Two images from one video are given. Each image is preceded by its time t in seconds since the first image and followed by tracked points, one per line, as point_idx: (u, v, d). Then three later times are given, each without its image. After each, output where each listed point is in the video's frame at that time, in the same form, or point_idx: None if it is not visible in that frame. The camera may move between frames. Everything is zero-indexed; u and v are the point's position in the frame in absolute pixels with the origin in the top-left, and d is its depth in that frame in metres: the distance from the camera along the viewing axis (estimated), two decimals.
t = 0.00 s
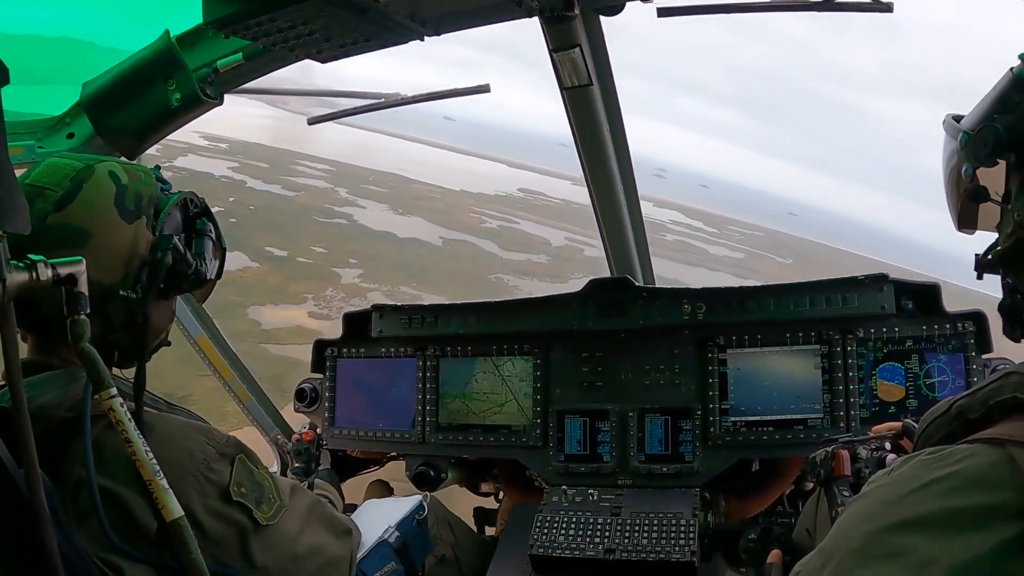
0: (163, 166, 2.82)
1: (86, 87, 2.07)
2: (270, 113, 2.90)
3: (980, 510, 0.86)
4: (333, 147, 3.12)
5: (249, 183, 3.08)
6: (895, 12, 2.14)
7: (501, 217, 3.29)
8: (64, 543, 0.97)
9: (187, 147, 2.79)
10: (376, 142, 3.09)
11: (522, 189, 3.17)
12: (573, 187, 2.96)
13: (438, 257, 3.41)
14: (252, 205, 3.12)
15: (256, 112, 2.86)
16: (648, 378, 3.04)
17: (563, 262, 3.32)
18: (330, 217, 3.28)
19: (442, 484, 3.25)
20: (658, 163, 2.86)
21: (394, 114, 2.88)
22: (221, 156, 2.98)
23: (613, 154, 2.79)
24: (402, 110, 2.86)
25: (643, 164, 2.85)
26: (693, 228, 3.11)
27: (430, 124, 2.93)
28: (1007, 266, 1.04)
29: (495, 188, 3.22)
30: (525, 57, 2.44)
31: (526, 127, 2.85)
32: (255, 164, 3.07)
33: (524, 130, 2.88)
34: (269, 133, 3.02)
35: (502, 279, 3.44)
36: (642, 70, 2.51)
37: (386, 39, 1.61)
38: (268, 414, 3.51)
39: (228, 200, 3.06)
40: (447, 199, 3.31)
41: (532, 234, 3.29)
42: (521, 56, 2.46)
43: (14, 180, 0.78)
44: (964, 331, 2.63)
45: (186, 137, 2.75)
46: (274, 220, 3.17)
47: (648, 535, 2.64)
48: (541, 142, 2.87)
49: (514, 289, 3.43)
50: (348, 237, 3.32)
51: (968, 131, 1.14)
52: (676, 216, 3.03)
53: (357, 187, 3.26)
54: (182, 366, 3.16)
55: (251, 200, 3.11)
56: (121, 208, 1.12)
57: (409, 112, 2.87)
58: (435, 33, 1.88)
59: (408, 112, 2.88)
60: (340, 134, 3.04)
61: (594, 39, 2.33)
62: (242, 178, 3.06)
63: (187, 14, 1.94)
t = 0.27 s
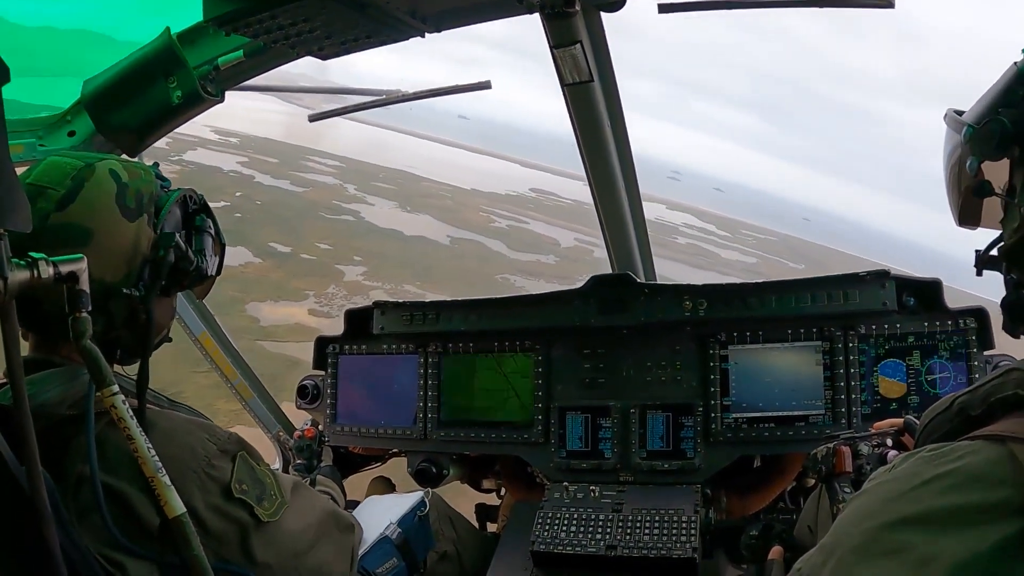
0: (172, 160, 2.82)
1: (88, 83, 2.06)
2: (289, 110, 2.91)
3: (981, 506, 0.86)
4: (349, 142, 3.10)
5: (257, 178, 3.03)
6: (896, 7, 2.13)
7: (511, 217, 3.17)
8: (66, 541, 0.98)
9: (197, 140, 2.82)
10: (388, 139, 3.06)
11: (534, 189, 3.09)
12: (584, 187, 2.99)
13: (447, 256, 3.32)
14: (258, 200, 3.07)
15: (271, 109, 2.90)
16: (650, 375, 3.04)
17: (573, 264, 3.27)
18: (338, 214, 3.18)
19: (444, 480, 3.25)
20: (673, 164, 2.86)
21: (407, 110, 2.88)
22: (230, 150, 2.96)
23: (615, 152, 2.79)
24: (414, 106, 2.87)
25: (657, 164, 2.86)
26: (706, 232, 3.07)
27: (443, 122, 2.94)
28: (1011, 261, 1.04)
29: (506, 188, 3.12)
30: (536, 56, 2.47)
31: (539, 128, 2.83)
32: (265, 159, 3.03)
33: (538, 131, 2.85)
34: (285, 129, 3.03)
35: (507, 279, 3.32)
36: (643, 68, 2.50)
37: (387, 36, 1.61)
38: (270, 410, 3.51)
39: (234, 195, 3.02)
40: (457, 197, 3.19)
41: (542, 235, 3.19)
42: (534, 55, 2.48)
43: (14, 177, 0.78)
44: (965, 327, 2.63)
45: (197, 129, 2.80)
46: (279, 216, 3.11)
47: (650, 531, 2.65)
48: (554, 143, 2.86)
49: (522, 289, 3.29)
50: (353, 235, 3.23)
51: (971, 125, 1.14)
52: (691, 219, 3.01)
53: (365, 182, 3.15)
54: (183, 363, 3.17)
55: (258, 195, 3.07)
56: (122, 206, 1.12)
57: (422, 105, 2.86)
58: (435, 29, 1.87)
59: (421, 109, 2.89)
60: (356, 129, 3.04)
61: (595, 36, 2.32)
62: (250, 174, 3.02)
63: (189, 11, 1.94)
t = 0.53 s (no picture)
0: (183, 155, 2.84)
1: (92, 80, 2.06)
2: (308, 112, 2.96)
3: (985, 504, 0.86)
4: (367, 143, 3.15)
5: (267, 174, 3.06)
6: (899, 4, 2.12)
7: (522, 217, 3.23)
8: (72, 537, 0.98)
9: (208, 135, 2.86)
10: (406, 139, 3.09)
11: (546, 190, 3.13)
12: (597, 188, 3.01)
13: (456, 256, 3.37)
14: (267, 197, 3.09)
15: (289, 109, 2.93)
16: (653, 371, 3.04)
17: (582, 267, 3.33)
18: (346, 212, 3.22)
19: (447, 476, 3.26)
20: (688, 168, 2.87)
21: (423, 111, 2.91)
22: (242, 146, 3.00)
23: (619, 152, 2.80)
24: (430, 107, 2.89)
25: (672, 170, 2.87)
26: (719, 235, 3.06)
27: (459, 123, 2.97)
28: (1014, 256, 1.04)
29: (517, 187, 3.18)
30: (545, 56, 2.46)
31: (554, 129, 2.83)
32: (276, 155, 3.08)
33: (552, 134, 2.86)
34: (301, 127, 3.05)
35: (514, 279, 3.28)
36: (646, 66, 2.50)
37: (391, 33, 1.61)
38: (273, 406, 3.51)
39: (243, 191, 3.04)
40: (468, 197, 3.26)
41: (552, 236, 3.26)
42: (542, 53, 2.47)
43: (19, 174, 0.79)
44: (968, 325, 2.62)
45: (209, 125, 2.83)
46: (289, 213, 3.13)
47: (653, 527, 2.65)
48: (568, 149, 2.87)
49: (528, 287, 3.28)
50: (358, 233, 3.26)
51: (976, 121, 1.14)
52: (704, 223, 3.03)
53: (377, 181, 3.22)
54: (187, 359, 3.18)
55: (265, 191, 3.08)
56: (130, 203, 1.13)
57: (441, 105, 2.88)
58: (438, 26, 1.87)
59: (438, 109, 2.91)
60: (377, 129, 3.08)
61: (598, 33, 2.32)
62: (260, 170, 3.05)
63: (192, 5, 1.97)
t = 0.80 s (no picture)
0: (191, 151, 2.85)
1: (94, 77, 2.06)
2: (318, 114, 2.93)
3: (986, 503, 0.86)
4: (375, 142, 3.08)
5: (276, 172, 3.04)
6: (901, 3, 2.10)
7: (532, 218, 3.16)
8: (74, 534, 0.99)
9: (219, 131, 2.87)
10: (416, 138, 3.03)
11: (557, 191, 3.07)
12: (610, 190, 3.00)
13: (463, 257, 3.32)
14: (274, 194, 3.07)
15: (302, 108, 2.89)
16: (654, 370, 3.04)
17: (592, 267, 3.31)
18: (354, 210, 3.17)
19: (449, 474, 3.28)
20: (701, 171, 2.84)
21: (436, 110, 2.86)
22: (252, 145, 2.99)
23: (621, 149, 2.78)
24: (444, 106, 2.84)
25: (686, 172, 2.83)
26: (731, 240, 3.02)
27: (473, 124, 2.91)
28: (1014, 258, 1.03)
29: (528, 189, 3.11)
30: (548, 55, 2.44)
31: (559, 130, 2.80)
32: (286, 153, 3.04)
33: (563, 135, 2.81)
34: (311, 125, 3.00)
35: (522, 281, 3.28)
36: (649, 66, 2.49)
37: (393, 31, 1.61)
38: (275, 404, 3.52)
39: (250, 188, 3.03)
40: (478, 197, 3.17)
41: (562, 237, 3.22)
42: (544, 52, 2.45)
43: (23, 173, 0.79)
44: (970, 325, 2.62)
45: (219, 123, 2.85)
46: (295, 211, 3.10)
47: (654, 526, 2.65)
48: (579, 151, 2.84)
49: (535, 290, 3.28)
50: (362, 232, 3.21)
51: (977, 122, 1.14)
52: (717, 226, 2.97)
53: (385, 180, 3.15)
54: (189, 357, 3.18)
55: (273, 189, 3.06)
56: (132, 201, 1.13)
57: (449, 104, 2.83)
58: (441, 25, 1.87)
59: (452, 108, 2.87)
60: (385, 131, 3.02)
61: (600, 31, 2.32)
62: (268, 167, 3.03)
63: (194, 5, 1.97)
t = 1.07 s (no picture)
0: (202, 148, 2.82)
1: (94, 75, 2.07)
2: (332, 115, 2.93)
3: (988, 505, 0.86)
4: (389, 141, 3.06)
5: (286, 170, 3.02)
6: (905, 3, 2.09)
7: (544, 220, 3.15)
8: (74, 530, 0.99)
9: (231, 129, 2.86)
10: (433, 139, 3.03)
11: (571, 194, 3.06)
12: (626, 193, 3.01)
13: (472, 257, 3.31)
14: (282, 192, 3.05)
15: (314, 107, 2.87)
16: (655, 369, 3.04)
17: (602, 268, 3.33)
18: (363, 210, 3.15)
19: (449, 472, 3.26)
20: (716, 175, 2.84)
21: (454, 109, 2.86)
22: (263, 142, 2.97)
23: (623, 145, 2.77)
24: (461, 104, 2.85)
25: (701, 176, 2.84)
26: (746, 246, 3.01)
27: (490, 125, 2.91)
28: (1018, 260, 1.03)
29: (544, 190, 3.10)
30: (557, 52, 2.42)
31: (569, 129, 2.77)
32: (297, 150, 3.02)
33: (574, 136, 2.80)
34: (327, 123, 2.98)
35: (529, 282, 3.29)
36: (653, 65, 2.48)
37: (397, 28, 1.61)
38: (275, 401, 3.53)
39: (258, 185, 3.01)
40: (490, 198, 3.15)
41: (573, 238, 3.22)
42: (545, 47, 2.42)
43: (25, 169, 0.79)
44: (972, 326, 2.62)
45: (231, 120, 2.83)
46: (302, 209, 3.08)
47: (654, 525, 2.65)
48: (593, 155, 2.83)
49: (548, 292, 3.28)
50: (366, 230, 3.19)
51: (982, 122, 1.14)
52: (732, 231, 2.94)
53: (395, 179, 3.13)
54: (190, 353, 3.18)
55: (283, 186, 3.04)
56: (133, 198, 1.13)
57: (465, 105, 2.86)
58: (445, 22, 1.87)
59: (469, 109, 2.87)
60: (403, 129, 3.01)
61: (603, 29, 2.31)
62: (279, 165, 3.02)
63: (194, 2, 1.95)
